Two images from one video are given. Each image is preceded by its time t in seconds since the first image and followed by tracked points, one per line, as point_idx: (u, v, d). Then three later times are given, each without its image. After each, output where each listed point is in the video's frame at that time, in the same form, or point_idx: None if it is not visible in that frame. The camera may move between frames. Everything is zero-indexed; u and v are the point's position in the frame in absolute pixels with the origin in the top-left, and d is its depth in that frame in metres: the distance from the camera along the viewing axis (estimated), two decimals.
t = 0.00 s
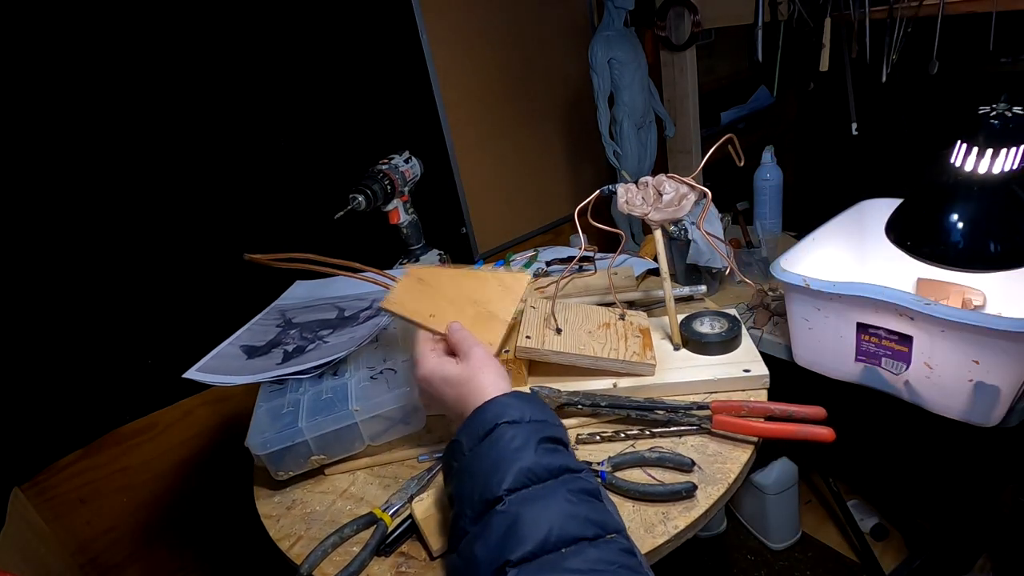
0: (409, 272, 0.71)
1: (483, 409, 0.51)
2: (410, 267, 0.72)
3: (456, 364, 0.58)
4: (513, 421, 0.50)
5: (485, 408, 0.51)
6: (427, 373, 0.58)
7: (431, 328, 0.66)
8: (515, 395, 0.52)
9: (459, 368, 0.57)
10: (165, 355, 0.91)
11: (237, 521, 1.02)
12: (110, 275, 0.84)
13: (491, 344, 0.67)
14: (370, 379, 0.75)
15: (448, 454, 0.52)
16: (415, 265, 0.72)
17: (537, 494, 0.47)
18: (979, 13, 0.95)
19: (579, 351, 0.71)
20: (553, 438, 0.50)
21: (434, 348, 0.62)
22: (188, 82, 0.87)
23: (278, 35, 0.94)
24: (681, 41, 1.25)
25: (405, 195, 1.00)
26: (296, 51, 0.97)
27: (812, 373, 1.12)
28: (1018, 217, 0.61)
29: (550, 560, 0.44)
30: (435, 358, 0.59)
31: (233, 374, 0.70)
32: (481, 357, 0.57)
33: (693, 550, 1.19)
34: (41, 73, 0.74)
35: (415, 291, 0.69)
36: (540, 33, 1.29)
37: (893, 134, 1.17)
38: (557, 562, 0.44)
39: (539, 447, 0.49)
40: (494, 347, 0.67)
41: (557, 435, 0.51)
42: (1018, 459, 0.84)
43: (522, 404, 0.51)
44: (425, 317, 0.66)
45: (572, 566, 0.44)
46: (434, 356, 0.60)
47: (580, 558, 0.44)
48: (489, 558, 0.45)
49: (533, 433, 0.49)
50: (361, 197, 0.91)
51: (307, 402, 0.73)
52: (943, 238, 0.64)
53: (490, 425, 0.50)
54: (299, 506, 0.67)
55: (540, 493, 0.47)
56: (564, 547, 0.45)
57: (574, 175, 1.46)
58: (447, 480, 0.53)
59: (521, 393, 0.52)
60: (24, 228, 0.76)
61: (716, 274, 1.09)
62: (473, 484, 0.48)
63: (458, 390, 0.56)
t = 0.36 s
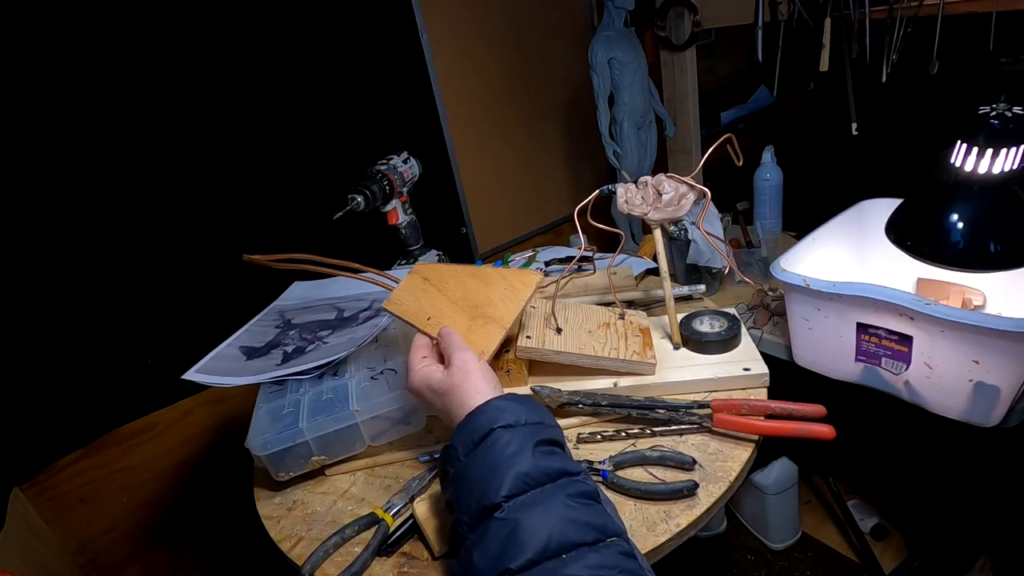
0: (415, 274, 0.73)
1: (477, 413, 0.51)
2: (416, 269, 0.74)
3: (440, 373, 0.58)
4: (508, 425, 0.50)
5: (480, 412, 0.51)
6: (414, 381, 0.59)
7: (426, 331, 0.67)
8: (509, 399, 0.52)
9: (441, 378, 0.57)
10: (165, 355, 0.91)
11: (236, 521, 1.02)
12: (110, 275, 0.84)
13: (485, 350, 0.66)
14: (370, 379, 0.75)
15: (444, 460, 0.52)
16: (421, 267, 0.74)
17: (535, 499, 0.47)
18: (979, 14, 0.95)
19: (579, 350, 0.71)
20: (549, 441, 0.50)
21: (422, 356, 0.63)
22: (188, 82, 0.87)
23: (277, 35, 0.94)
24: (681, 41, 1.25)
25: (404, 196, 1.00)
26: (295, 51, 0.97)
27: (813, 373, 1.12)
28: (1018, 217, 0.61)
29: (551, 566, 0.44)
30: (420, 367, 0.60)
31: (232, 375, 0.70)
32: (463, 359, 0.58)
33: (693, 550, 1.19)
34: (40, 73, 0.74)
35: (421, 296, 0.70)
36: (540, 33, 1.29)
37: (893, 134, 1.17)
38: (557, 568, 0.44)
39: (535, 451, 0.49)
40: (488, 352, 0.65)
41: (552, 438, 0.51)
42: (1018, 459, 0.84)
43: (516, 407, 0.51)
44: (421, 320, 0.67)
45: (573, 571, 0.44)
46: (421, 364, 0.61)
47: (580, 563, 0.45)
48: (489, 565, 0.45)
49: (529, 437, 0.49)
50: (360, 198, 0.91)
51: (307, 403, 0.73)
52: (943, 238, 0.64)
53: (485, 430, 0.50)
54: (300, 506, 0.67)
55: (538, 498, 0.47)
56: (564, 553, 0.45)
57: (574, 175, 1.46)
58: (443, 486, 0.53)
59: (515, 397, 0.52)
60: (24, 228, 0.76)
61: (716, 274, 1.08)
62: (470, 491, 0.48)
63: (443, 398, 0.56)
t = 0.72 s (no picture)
0: (415, 278, 0.73)
1: (479, 413, 0.51)
2: (417, 273, 0.74)
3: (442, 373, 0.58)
4: (510, 425, 0.50)
5: (482, 412, 0.51)
6: (416, 385, 0.59)
7: (422, 336, 0.67)
8: (511, 398, 0.52)
9: (443, 378, 0.57)
10: (165, 355, 0.91)
11: (236, 521, 1.02)
12: (110, 274, 0.84)
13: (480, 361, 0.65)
14: (371, 380, 0.75)
15: (446, 460, 0.52)
16: (422, 272, 0.74)
17: (538, 499, 0.47)
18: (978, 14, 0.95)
19: (579, 350, 0.71)
20: (551, 441, 0.50)
21: (421, 360, 0.63)
22: (188, 82, 0.87)
23: (277, 35, 0.94)
24: (681, 41, 1.25)
25: (402, 196, 1.00)
26: (295, 51, 0.97)
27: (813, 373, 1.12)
28: (1018, 217, 0.61)
29: (556, 566, 0.44)
30: (420, 369, 0.60)
31: (232, 377, 0.70)
32: (467, 360, 0.58)
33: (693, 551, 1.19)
34: (41, 73, 0.74)
35: (416, 297, 0.71)
36: (540, 33, 1.29)
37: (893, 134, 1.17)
38: (561, 567, 0.44)
39: (538, 450, 0.49)
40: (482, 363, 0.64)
41: (555, 437, 0.51)
42: (1018, 460, 0.84)
43: (519, 407, 0.51)
44: (416, 325, 0.68)
45: (578, 570, 0.44)
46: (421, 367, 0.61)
47: (584, 563, 0.45)
48: (494, 565, 0.45)
49: (532, 437, 0.49)
50: (359, 198, 0.91)
51: (307, 404, 0.73)
52: (942, 238, 0.64)
53: (487, 430, 0.50)
54: (300, 508, 0.67)
55: (542, 498, 0.47)
56: (568, 552, 0.45)
57: (574, 175, 1.46)
58: (446, 486, 0.53)
59: (518, 396, 0.52)
60: (26, 228, 0.76)
61: (716, 274, 1.08)
62: (473, 492, 0.48)
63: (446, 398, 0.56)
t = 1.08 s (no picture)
0: (427, 282, 0.78)
1: (485, 410, 0.51)
2: (429, 280, 0.79)
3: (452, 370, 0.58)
4: (516, 422, 0.50)
5: (487, 409, 0.51)
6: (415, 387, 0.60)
7: (427, 330, 0.69)
8: (516, 395, 0.52)
9: (455, 373, 0.57)
10: (165, 355, 0.91)
11: (235, 521, 1.02)
12: (110, 274, 0.83)
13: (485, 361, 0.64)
14: (371, 380, 0.75)
15: (451, 457, 0.52)
16: (435, 279, 0.79)
17: (544, 495, 0.47)
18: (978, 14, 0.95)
19: (579, 349, 0.71)
20: (557, 438, 0.50)
21: (426, 355, 0.63)
22: (187, 82, 0.87)
23: (277, 35, 0.94)
24: (681, 41, 1.24)
25: (401, 196, 1.00)
26: (295, 51, 0.97)
27: (813, 372, 1.12)
28: (1020, 217, 0.61)
29: (561, 561, 0.44)
30: (428, 364, 0.60)
31: (231, 378, 0.70)
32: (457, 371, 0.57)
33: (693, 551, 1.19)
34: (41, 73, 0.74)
35: (427, 298, 0.74)
36: (540, 33, 1.29)
37: (893, 134, 1.17)
38: (566, 562, 0.44)
39: (543, 447, 0.49)
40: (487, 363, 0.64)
41: (560, 434, 0.51)
42: (1019, 460, 0.84)
43: (523, 404, 0.51)
44: (423, 320, 0.70)
45: (583, 565, 0.44)
46: (429, 363, 0.61)
47: (589, 558, 0.44)
48: (499, 561, 0.45)
49: (537, 433, 0.49)
50: (358, 199, 0.91)
51: (308, 404, 0.73)
52: (942, 238, 0.64)
53: (493, 427, 0.50)
54: (302, 508, 0.67)
55: (547, 494, 0.47)
56: (573, 548, 0.45)
57: (574, 175, 1.46)
58: (451, 483, 0.53)
59: (523, 394, 0.52)
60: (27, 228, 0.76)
61: (716, 274, 1.08)
62: (478, 488, 0.48)
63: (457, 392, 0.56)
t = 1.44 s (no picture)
0: (435, 286, 0.80)
1: (486, 410, 0.51)
2: (437, 284, 0.81)
3: (455, 369, 0.58)
4: (517, 422, 0.50)
5: (488, 409, 0.51)
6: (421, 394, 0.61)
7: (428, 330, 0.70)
8: (517, 395, 0.52)
9: (459, 373, 0.57)
10: (165, 355, 0.91)
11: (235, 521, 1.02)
12: (110, 274, 0.83)
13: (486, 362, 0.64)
14: (371, 380, 0.75)
15: (452, 457, 0.52)
16: (442, 284, 0.81)
17: (545, 495, 0.47)
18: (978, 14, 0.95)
19: (580, 349, 0.71)
20: (558, 438, 0.50)
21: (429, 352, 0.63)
22: (187, 82, 0.87)
23: (277, 35, 0.94)
24: (681, 40, 1.24)
25: (401, 196, 1.00)
26: (295, 51, 0.97)
27: (813, 372, 1.12)
28: (1019, 217, 0.61)
29: (561, 561, 0.44)
30: (431, 362, 0.60)
31: (231, 378, 0.70)
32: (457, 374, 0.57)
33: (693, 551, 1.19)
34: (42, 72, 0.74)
35: (432, 300, 0.76)
36: (541, 33, 1.29)
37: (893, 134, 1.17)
38: (567, 562, 0.44)
39: (544, 447, 0.49)
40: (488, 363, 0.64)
41: (561, 434, 0.51)
42: (1019, 460, 0.84)
43: (524, 404, 0.51)
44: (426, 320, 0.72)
45: (583, 565, 0.44)
46: (432, 360, 0.61)
47: (590, 558, 0.44)
48: (500, 561, 0.45)
49: (538, 433, 0.49)
50: (358, 199, 0.91)
51: (308, 404, 0.73)
52: (942, 238, 0.64)
53: (494, 427, 0.50)
54: (302, 508, 0.67)
55: (547, 494, 0.47)
56: (574, 548, 0.45)
57: (574, 175, 1.46)
58: (452, 483, 0.53)
59: (524, 394, 0.52)
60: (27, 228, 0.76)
61: (716, 274, 1.08)
62: (479, 488, 0.48)
63: (460, 392, 0.55)
